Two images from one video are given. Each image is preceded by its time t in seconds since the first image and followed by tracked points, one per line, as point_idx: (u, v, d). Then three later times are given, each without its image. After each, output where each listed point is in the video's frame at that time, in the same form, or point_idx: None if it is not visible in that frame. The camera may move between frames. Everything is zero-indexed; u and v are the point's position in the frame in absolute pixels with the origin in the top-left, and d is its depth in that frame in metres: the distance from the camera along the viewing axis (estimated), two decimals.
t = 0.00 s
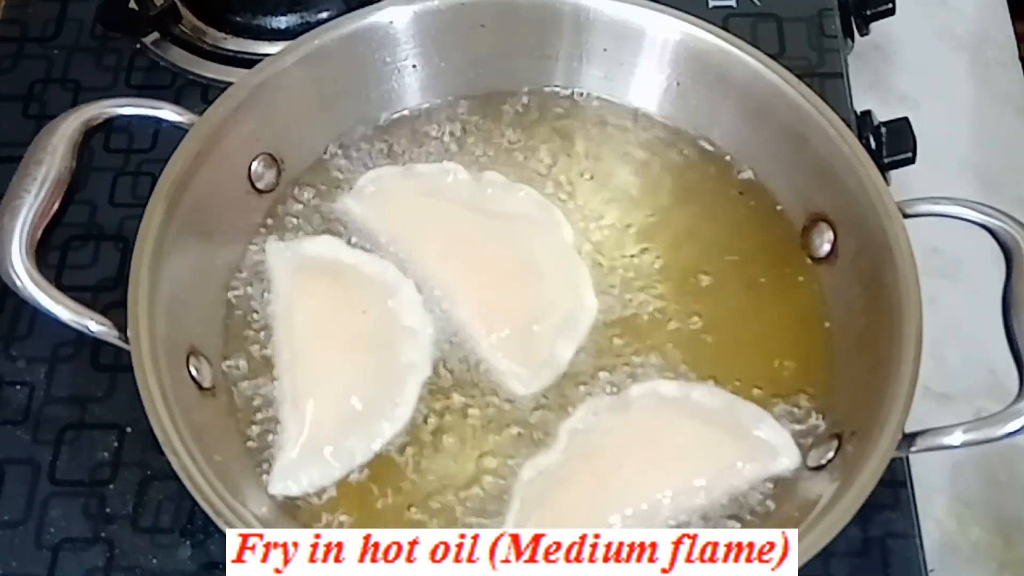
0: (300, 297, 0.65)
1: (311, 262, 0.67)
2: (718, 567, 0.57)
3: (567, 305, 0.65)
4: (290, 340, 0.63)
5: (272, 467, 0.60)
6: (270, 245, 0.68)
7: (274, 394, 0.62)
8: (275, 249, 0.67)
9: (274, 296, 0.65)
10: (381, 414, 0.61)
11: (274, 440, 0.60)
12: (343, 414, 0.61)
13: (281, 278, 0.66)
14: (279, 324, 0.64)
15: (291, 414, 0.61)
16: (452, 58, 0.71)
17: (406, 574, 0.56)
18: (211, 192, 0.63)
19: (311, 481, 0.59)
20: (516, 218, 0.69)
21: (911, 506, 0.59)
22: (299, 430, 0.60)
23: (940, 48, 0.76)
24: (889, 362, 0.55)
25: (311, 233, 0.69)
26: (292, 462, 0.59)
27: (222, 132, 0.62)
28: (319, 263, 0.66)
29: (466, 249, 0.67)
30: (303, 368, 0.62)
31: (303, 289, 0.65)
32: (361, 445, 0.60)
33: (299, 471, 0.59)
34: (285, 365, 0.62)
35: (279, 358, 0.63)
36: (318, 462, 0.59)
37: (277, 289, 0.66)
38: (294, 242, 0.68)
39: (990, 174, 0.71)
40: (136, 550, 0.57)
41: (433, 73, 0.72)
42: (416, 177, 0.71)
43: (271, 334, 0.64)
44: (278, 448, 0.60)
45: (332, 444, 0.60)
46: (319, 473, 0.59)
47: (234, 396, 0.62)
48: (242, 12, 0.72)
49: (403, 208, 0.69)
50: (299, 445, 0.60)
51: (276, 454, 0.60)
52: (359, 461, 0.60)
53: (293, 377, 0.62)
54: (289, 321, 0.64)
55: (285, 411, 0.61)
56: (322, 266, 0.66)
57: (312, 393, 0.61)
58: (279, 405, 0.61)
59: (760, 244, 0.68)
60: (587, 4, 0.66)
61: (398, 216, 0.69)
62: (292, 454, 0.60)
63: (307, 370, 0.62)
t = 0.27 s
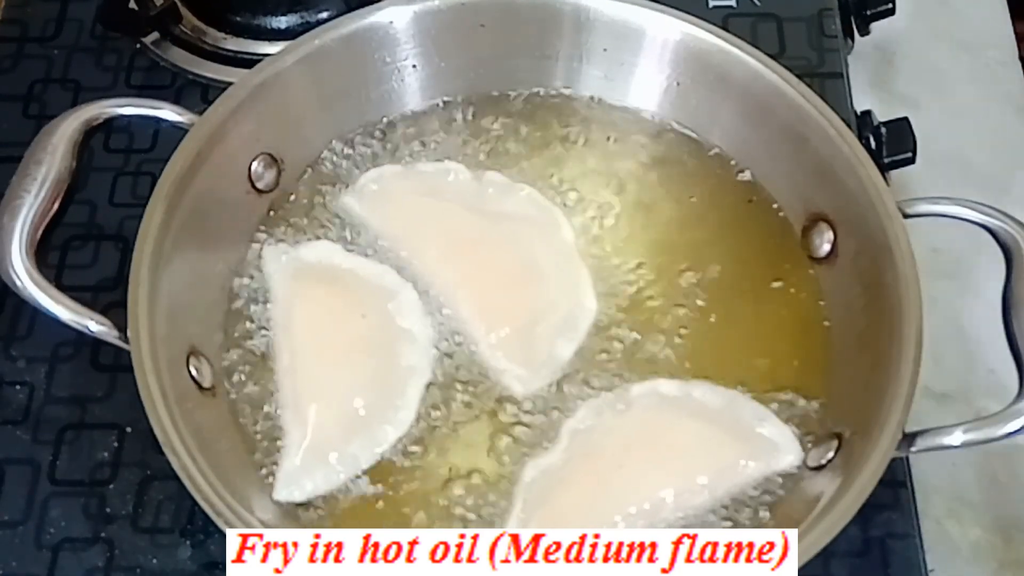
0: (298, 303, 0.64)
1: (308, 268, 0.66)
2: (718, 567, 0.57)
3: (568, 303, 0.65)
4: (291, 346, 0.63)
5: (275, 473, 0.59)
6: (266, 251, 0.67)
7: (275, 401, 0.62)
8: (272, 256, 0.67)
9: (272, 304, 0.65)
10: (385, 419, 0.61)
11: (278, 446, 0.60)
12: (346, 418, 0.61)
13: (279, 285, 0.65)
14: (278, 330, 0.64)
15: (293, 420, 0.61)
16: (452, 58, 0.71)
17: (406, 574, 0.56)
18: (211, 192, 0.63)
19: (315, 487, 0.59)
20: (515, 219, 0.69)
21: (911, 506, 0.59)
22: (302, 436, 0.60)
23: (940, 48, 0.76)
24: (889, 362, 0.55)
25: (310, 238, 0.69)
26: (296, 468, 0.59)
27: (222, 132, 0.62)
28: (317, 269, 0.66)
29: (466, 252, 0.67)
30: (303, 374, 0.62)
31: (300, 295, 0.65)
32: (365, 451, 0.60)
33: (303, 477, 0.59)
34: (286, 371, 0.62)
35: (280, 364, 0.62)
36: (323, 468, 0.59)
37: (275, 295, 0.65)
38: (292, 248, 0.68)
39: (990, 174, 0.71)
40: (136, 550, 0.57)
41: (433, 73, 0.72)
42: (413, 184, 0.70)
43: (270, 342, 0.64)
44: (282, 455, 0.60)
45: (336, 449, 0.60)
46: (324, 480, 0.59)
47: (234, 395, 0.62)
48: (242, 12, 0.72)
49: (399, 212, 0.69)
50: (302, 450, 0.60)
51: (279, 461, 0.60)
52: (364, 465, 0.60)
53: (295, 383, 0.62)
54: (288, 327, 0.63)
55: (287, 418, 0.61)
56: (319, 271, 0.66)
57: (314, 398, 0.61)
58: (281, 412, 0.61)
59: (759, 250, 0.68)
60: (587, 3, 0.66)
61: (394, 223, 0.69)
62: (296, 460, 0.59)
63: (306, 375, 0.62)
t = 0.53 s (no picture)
0: (299, 305, 0.64)
1: (307, 270, 0.66)
2: (718, 567, 0.57)
3: (569, 299, 0.65)
4: (291, 348, 0.62)
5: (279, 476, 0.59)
6: (266, 254, 0.67)
7: (277, 403, 0.62)
8: (271, 259, 0.67)
9: (273, 306, 0.65)
10: (387, 420, 0.61)
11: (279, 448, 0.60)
12: (349, 419, 0.61)
13: (278, 287, 0.65)
14: (279, 333, 0.63)
15: (295, 422, 0.60)
16: (452, 58, 0.71)
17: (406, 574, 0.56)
18: (211, 192, 0.63)
19: (319, 490, 0.59)
20: (517, 214, 0.68)
21: (911, 506, 0.59)
22: (304, 439, 0.60)
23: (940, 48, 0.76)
24: (889, 362, 0.55)
25: (311, 237, 0.69)
26: (299, 471, 0.59)
27: (222, 132, 0.62)
28: (317, 271, 0.66)
29: (466, 249, 0.67)
30: (305, 376, 0.61)
31: (301, 297, 0.64)
32: (368, 453, 0.60)
33: (307, 480, 0.59)
34: (287, 374, 0.62)
35: (281, 367, 0.62)
36: (327, 470, 0.59)
37: (274, 298, 0.65)
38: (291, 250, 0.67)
39: (990, 174, 0.71)
40: (136, 550, 0.57)
41: (433, 73, 0.72)
42: (418, 178, 0.70)
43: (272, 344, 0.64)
44: (285, 458, 0.60)
45: (339, 451, 0.60)
46: (327, 482, 0.59)
47: (233, 395, 0.62)
48: (242, 12, 0.72)
49: (401, 209, 0.69)
50: (305, 453, 0.59)
51: (282, 464, 0.60)
52: (367, 466, 0.60)
53: (296, 386, 0.61)
54: (289, 329, 0.63)
55: (289, 420, 0.61)
56: (320, 272, 0.66)
57: (316, 400, 0.61)
58: (284, 414, 0.61)
59: (761, 251, 0.68)
60: (587, 4, 0.66)
61: (396, 220, 0.68)
62: (299, 463, 0.59)
63: (307, 377, 0.61)
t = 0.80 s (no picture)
0: (298, 309, 0.64)
1: (306, 274, 0.66)
2: (718, 567, 0.56)
3: (561, 304, 0.65)
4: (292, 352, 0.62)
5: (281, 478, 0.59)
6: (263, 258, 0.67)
7: (278, 407, 0.62)
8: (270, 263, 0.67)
9: (271, 310, 0.65)
10: (389, 422, 0.61)
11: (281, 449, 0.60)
12: (351, 421, 0.61)
13: (277, 291, 0.65)
14: (279, 337, 0.63)
15: (297, 426, 0.61)
16: (452, 58, 0.71)
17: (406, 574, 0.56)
18: (211, 192, 0.63)
19: (321, 493, 0.59)
20: (513, 220, 0.68)
21: (910, 506, 0.59)
22: (306, 442, 0.60)
23: (940, 48, 0.76)
24: (889, 361, 0.55)
25: (310, 241, 0.69)
26: (301, 474, 0.59)
27: (222, 132, 0.62)
28: (316, 274, 0.66)
29: (456, 248, 0.67)
30: (308, 380, 0.61)
31: (301, 300, 0.64)
32: (369, 456, 0.60)
33: (309, 482, 0.59)
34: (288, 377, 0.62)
35: (281, 371, 0.62)
36: (329, 473, 0.59)
37: (273, 301, 0.65)
38: (290, 254, 0.67)
39: (990, 174, 0.71)
40: (136, 550, 0.57)
41: (433, 73, 0.71)
42: (411, 177, 0.70)
43: (273, 349, 0.63)
44: (286, 461, 0.60)
45: (341, 454, 0.60)
46: (329, 484, 0.59)
47: (233, 395, 0.62)
48: (242, 12, 0.72)
49: (397, 210, 0.69)
50: (306, 456, 0.60)
51: (284, 467, 0.60)
52: (369, 468, 0.60)
53: (297, 389, 0.61)
54: (289, 333, 0.63)
55: (291, 423, 0.61)
56: (318, 275, 0.66)
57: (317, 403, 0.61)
58: (284, 417, 0.61)
59: (763, 255, 0.68)
60: (587, 4, 0.67)
61: (392, 221, 0.69)
62: (300, 466, 0.59)
63: (307, 380, 0.61)
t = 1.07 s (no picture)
0: (298, 310, 0.64)
1: (306, 275, 0.66)
2: (718, 567, 0.57)
3: (553, 305, 0.65)
4: (292, 354, 0.62)
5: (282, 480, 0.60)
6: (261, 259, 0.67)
7: (279, 408, 0.61)
8: (269, 264, 0.66)
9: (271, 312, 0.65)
10: (391, 422, 0.61)
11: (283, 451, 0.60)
12: (352, 422, 0.60)
13: (277, 293, 0.65)
14: (279, 338, 0.63)
15: (298, 428, 0.60)
16: (452, 58, 0.71)
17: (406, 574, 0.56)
18: (212, 192, 0.63)
19: (323, 495, 0.59)
20: (510, 219, 0.68)
21: (910, 506, 0.59)
22: (308, 443, 0.60)
23: (940, 48, 0.76)
24: (888, 361, 0.55)
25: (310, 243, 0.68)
26: (303, 476, 0.59)
27: (222, 132, 0.62)
28: (315, 275, 0.66)
29: (451, 244, 0.67)
30: (309, 380, 0.61)
31: (302, 302, 0.64)
32: (371, 456, 0.60)
33: (311, 484, 0.59)
34: (289, 379, 0.62)
35: (282, 373, 0.62)
36: (331, 474, 0.59)
37: (273, 303, 0.65)
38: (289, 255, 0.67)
39: (990, 174, 0.71)
40: (136, 550, 0.57)
41: (433, 73, 0.71)
42: (404, 172, 0.70)
43: (273, 351, 0.63)
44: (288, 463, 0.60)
45: (342, 456, 0.60)
46: (331, 486, 0.59)
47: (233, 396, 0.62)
48: (242, 12, 0.72)
49: (392, 205, 0.69)
50: (308, 457, 0.59)
51: (286, 468, 0.59)
52: (371, 471, 0.60)
53: (298, 391, 0.61)
54: (289, 335, 0.63)
55: (292, 425, 0.61)
56: (318, 276, 0.66)
57: (318, 405, 0.60)
58: (286, 419, 0.61)
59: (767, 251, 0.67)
60: (587, 3, 0.67)
61: (387, 217, 0.68)
62: (302, 467, 0.59)
63: (307, 382, 0.61)
